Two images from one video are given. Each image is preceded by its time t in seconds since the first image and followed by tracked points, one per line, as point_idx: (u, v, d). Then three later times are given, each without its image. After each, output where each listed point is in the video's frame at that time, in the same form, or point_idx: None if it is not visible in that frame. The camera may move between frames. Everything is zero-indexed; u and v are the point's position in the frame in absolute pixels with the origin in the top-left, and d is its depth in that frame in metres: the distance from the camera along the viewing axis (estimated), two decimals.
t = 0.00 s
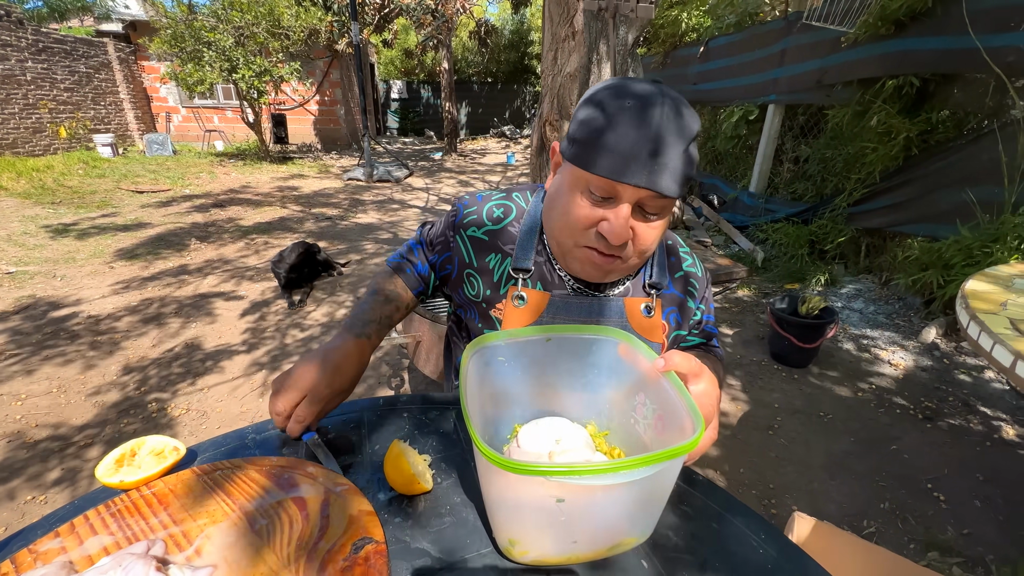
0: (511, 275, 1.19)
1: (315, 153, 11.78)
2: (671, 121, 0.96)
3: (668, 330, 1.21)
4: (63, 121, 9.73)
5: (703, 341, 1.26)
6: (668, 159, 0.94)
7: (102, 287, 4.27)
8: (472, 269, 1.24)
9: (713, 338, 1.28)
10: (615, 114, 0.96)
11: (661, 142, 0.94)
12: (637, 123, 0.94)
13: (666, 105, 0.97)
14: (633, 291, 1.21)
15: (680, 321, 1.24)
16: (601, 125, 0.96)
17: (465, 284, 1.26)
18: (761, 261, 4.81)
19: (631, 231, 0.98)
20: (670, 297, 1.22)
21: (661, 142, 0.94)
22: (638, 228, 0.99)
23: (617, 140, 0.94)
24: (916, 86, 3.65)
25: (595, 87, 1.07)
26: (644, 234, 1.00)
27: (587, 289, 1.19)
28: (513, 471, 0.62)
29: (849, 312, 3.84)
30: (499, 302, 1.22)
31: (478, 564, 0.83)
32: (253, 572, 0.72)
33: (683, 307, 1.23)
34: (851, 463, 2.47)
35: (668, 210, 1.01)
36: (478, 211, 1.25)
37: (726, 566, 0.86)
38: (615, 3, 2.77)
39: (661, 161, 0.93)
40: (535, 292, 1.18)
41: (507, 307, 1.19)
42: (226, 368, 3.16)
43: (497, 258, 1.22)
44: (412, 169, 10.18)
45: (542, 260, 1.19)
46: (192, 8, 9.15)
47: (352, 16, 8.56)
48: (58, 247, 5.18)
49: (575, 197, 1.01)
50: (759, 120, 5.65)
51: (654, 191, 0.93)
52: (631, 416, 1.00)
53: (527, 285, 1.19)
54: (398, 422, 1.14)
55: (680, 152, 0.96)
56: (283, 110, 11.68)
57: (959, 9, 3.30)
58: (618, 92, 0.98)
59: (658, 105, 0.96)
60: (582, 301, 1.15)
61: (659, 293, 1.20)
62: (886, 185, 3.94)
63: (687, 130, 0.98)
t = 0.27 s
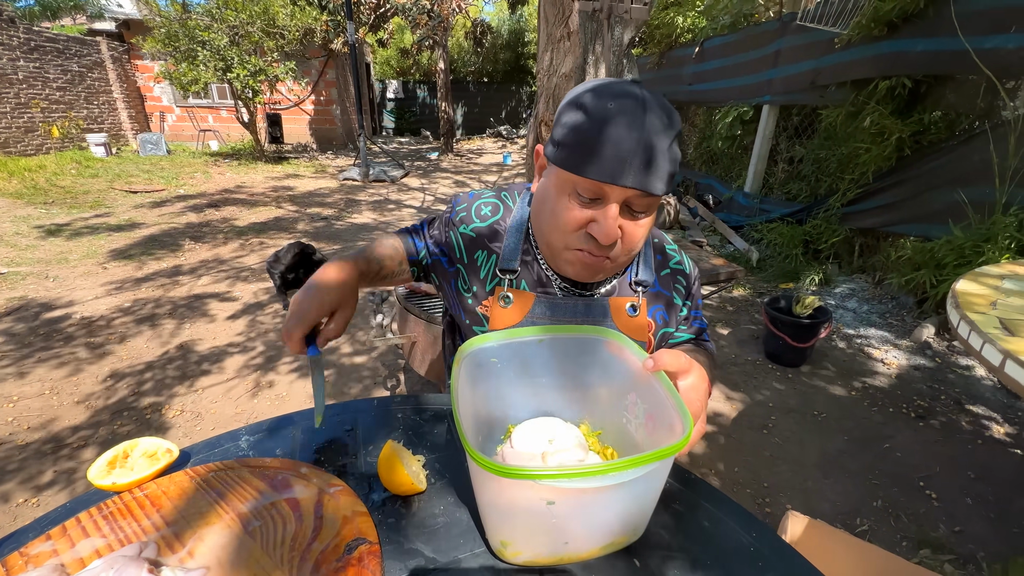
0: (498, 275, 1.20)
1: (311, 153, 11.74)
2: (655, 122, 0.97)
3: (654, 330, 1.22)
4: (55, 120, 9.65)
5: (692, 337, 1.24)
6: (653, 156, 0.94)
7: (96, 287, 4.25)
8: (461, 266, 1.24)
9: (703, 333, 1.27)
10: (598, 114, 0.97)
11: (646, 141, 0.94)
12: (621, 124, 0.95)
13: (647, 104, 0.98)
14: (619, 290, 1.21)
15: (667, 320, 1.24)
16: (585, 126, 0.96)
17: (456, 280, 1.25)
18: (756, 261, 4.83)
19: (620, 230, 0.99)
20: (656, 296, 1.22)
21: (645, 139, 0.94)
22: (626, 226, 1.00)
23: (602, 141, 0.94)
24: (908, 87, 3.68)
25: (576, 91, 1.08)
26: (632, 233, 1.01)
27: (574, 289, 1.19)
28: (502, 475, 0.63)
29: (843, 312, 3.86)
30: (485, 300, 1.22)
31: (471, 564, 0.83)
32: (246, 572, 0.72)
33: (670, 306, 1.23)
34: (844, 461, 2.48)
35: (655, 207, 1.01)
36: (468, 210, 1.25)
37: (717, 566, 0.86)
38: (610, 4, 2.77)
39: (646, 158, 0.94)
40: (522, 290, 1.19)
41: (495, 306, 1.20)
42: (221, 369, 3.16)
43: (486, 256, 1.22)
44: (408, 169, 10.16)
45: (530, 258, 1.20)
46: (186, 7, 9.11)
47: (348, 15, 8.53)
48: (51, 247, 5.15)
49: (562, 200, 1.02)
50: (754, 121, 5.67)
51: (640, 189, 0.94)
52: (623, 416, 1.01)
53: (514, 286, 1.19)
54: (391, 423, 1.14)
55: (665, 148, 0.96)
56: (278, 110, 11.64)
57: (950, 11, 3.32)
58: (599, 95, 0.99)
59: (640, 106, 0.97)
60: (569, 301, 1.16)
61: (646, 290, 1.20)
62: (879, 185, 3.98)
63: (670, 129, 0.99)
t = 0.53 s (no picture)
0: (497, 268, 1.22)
1: (308, 153, 11.72)
2: (648, 121, 0.98)
3: (641, 331, 1.23)
4: (51, 120, 9.61)
5: (683, 343, 1.23)
6: (644, 152, 0.95)
7: (92, 288, 4.24)
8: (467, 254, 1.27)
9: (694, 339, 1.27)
10: (591, 111, 0.97)
11: (637, 138, 0.95)
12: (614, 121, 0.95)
13: (639, 103, 0.99)
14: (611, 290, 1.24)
15: (655, 322, 1.26)
16: (577, 122, 0.97)
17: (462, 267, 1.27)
18: (753, 261, 4.85)
19: (609, 224, 1.00)
20: (645, 297, 1.24)
21: (636, 137, 0.95)
22: (616, 221, 1.01)
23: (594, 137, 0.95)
24: (904, 88, 3.69)
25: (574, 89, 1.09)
26: (622, 229, 1.02)
27: (566, 287, 1.21)
28: (502, 475, 0.63)
29: (840, 311, 3.88)
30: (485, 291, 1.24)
31: (471, 564, 0.83)
32: (247, 572, 0.72)
33: (659, 308, 1.26)
34: (841, 460, 2.50)
35: (646, 203, 1.02)
36: (474, 198, 1.29)
37: (713, 564, 0.87)
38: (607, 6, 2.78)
39: (637, 153, 0.94)
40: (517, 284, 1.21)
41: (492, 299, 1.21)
42: (219, 370, 3.15)
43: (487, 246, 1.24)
44: (406, 169, 10.15)
45: (526, 252, 1.22)
46: (182, 7, 9.09)
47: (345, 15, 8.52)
48: (46, 248, 5.13)
49: (554, 194, 1.03)
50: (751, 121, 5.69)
51: (630, 184, 0.94)
52: (622, 415, 1.01)
53: (510, 280, 1.21)
54: (391, 423, 1.15)
55: (656, 145, 0.97)
56: (275, 110, 11.62)
57: (945, 14, 3.35)
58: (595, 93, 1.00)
59: (634, 105, 0.98)
60: (563, 300, 1.17)
61: (635, 292, 1.23)
62: (875, 186, 4.00)
63: (663, 129, 1.00)
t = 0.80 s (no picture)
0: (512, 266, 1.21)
1: (306, 153, 11.71)
2: (658, 129, 0.99)
3: (642, 333, 1.24)
4: (47, 120, 9.58)
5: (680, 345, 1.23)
6: (655, 160, 0.96)
7: (89, 289, 4.23)
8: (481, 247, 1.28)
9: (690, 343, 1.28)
10: (603, 116, 0.98)
11: (648, 146, 0.95)
12: (625, 127, 0.96)
13: (651, 112, 1.00)
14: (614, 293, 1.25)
15: (654, 326, 1.26)
16: (590, 127, 0.98)
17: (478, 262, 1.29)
18: (751, 261, 4.86)
19: (618, 229, 1.00)
20: (646, 301, 1.25)
21: (647, 144, 0.96)
22: (624, 227, 1.01)
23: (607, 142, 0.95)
24: (900, 88, 3.70)
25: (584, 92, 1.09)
26: (629, 234, 1.02)
27: (573, 290, 1.21)
28: (501, 469, 0.63)
29: (837, 311, 3.89)
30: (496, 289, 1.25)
31: (470, 562, 0.83)
32: (245, 571, 0.72)
33: (658, 312, 1.26)
34: (838, 459, 2.51)
35: (653, 210, 1.03)
36: (502, 190, 1.28)
37: (711, 560, 0.87)
38: (605, 6, 2.79)
39: (648, 161, 0.95)
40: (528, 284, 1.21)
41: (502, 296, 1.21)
42: (216, 371, 3.15)
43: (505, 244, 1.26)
44: (404, 170, 10.15)
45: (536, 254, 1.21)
46: (180, 7, 9.07)
47: (343, 15, 8.51)
48: (43, 249, 5.11)
49: (563, 196, 1.03)
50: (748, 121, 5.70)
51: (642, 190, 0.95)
52: (621, 414, 1.02)
53: (521, 279, 1.21)
54: (390, 423, 1.14)
55: (666, 154, 0.98)
56: (273, 110, 11.60)
57: (941, 15, 3.36)
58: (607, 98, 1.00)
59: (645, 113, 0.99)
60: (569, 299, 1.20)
61: (637, 295, 1.24)
62: (872, 185, 4.01)
63: (672, 137, 1.01)
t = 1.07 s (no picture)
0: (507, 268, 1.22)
1: (305, 154, 11.70)
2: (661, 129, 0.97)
3: (644, 336, 1.24)
4: (45, 120, 9.56)
5: (682, 345, 1.25)
6: (658, 163, 0.95)
7: (88, 289, 4.22)
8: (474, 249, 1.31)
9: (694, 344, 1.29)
10: (604, 119, 0.97)
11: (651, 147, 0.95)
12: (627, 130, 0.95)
13: (653, 113, 0.99)
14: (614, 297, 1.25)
15: (658, 329, 1.27)
16: (591, 131, 0.97)
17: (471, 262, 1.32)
18: (750, 261, 4.86)
19: (620, 234, 1.00)
20: (650, 304, 1.25)
21: (650, 148, 0.95)
22: (626, 232, 1.01)
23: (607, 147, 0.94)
24: (898, 89, 3.72)
25: (583, 94, 1.08)
26: (632, 238, 1.03)
27: (578, 292, 1.23)
28: (501, 471, 0.64)
29: (835, 311, 3.90)
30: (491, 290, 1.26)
31: (472, 562, 0.84)
32: (245, 570, 0.72)
33: (662, 314, 1.26)
34: (837, 458, 2.51)
35: (656, 213, 1.03)
36: (493, 190, 1.29)
37: (711, 559, 0.88)
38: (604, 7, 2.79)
39: (650, 165, 0.94)
40: (526, 286, 1.22)
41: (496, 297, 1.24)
42: (215, 371, 3.15)
43: (498, 243, 1.27)
44: (403, 170, 10.15)
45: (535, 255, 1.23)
46: (178, 7, 9.06)
47: (341, 15, 8.48)
48: (41, 249, 5.10)
49: (565, 202, 1.03)
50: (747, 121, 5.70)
51: (643, 196, 0.95)
52: (621, 413, 1.02)
53: (520, 281, 1.22)
54: (390, 422, 1.15)
55: (669, 156, 0.97)
56: (271, 110, 11.59)
57: (939, 16, 3.37)
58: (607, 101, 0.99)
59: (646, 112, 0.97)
60: (572, 300, 1.20)
61: (641, 298, 1.24)
62: (870, 185, 4.02)
63: (676, 137, 1.00)
